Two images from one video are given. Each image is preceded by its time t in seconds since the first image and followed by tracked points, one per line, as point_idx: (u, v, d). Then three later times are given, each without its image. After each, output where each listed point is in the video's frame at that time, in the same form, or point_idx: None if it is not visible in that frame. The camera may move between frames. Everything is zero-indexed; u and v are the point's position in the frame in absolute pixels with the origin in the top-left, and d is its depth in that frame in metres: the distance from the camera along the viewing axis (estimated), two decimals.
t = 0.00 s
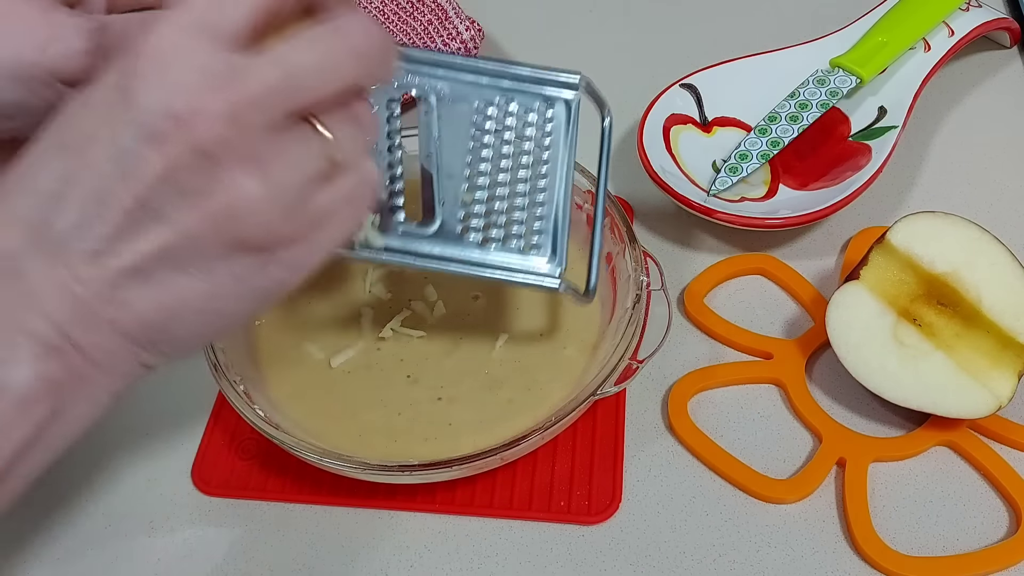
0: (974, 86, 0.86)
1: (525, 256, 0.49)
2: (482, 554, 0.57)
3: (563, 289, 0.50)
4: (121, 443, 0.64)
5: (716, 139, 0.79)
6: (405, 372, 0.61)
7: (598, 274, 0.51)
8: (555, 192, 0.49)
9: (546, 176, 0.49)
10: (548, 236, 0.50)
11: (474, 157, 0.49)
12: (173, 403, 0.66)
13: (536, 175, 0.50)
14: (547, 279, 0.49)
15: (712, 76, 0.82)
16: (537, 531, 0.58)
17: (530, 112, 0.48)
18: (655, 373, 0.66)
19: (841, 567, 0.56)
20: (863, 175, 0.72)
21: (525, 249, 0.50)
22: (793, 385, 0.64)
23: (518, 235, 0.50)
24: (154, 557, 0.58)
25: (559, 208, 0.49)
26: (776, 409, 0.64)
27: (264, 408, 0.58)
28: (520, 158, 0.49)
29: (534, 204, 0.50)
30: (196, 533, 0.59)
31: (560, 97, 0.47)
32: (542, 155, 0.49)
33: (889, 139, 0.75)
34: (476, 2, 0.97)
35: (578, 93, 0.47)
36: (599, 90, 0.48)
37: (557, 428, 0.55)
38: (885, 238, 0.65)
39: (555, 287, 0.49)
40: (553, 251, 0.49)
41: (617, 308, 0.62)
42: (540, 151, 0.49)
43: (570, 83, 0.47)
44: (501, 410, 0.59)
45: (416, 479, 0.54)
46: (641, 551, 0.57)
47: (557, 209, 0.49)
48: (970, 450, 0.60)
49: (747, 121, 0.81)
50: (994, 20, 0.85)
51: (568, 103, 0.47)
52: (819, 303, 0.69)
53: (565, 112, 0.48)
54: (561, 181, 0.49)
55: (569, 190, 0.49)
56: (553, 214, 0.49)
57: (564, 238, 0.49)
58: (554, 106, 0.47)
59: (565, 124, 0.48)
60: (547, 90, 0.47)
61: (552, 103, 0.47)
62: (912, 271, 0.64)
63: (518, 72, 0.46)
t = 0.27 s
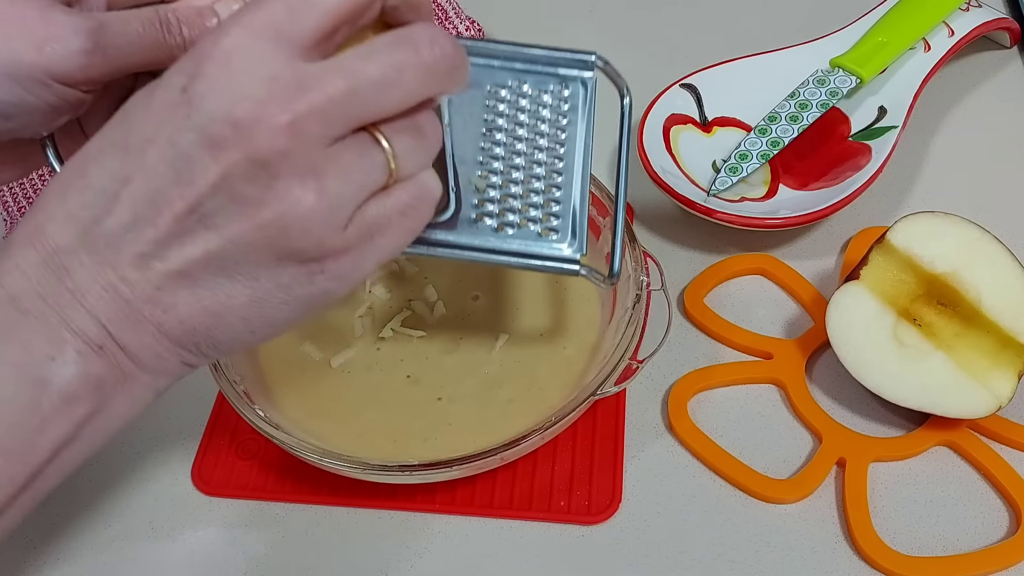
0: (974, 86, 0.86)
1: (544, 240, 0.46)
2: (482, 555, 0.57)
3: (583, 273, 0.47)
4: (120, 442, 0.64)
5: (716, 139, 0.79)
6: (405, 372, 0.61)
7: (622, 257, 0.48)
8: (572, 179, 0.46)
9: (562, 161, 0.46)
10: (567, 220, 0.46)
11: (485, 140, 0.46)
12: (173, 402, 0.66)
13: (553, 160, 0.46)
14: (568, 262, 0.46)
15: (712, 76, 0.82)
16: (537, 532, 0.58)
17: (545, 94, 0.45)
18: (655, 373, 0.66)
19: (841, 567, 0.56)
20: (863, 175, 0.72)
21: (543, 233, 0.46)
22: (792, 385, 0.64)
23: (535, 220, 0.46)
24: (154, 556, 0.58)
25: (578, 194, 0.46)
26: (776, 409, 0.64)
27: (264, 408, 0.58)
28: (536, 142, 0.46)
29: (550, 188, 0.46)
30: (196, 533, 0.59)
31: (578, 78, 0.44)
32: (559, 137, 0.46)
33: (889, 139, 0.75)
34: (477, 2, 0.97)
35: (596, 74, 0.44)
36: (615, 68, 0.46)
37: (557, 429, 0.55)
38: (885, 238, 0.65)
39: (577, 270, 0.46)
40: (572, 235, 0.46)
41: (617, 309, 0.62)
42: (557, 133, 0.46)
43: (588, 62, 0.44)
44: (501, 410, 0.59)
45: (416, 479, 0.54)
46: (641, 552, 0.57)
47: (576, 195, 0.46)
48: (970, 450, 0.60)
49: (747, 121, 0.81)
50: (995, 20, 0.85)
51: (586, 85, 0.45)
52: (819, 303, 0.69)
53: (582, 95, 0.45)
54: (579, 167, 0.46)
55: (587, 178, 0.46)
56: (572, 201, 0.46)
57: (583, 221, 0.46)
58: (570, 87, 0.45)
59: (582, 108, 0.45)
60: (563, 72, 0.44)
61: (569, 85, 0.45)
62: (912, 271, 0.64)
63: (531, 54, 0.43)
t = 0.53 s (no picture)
0: (974, 86, 0.86)
1: (526, 245, 0.44)
2: (482, 554, 0.57)
3: (566, 279, 0.44)
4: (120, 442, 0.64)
5: (716, 140, 0.79)
6: (405, 372, 0.61)
7: (606, 263, 0.46)
8: (556, 185, 0.46)
9: (545, 163, 0.47)
10: (551, 226, 0.45)
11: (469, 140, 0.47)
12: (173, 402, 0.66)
13: (536, 164, 0.47)
14: (551, 268, 0.44)
15: (712, 76, 0.82)
16: (537, 531, 0.58)
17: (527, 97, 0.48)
18: (655, 373, 0.66)
19: (841, 567, 0.56)
20: (863, 175, 0.72)
21: (525, 238, 0.45)
22: (793, 385, 0.64)
23: (518, 225, 0.45)
24: (155, 556, 0.58)
25: (562, 199, 0.46)
26: (776, 409, 0.64)
27: (264, 408, 0.58)
28: (518, 146, 0.47)
29: (534, 192, 0.46)
30: (197, 532, 0.59)
31: (560, 82, 0.48)
32: (542, 139, 0.47)
33: (889, 139, 0.75)
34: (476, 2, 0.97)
35: (576, 77, 0.48)
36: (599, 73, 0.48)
37: (557, 429, 0.55)
38: (885, 238, 0.65)
39: (559, 275, 0.43)
40: (556, 239, 0.44)
41: (617, 309, 0.62)
42: (539, 136, 0.47)
43: (568, 65, 0.48)
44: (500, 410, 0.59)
45: (416, 479, 0.54)
46: (641, 552, 0.57)
47: (560, 201, 0.46)
48: (970, 450, 0.60)
49: (747, 121, 0.81)
50: (995, 20, 0.85)
51: (567, 88, 0.48)
52: (819, 303, 0.69)
53: (563, 98, 0.48)
54: (562, 171, 0.47)
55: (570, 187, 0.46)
56: (556, 206, 0.46)
57: (568, 228, 0.45)
58: (551, 90, 0.48)
59: (563, 108, 0.48)
60: (544, 75, 0.48)
61: (550, 88, 0.48)
62: (912, 271, 0.64)
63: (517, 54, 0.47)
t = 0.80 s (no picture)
0: (974, 86, 0.86)
1: (520, 261, 0.46)
2: (482, 554, 0.57)
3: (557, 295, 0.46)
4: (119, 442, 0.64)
5: (716, 140, 0.79)
6: (405, 372, 0.61)
7: (595, 278, 0.47)
8: (550, 200, 0.48)
9: (541, 179, 0.48)
10: (544, 241, 0.47)
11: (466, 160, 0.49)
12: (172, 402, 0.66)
13: (532, 182, 0.48)
14: (545, 284, 0.45)
15: (712, 76, 0.82)
16: (537, 531, 0.58)
17: (526, 115, 0.48)
18: (655, 373, 0.66)
19: (842, 568, 0.56)
20: (863, 175, 0.72)
21: (520, 254, 0.47)
22: (793, 385, 0.64)
23: (512, 241, 0.47)
24: (155, 557, 0.58)
25: (554, 216, 0.47)
26: (776, 409, 0.64)
27: (263, 408, 0.58)
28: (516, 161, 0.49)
29: (529, 209, 0.48)
30: (196, 533, 0.59)
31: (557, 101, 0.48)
32: (538, 169, 0.48)
33: (889, 139, 0.75)
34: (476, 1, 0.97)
35: (574, 97, 0.48)
36: (596, 94, 0.48)
37: (557, 429, 0.55)
38: (885, 238, 0.65)
39: (553, 291, 0.45)
40: (548, 255, 0.46)
41: (617, 309, 0.62)
42: (535, 167, 0.48)
43: (568, 85, 0.47)
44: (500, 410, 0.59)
45: (416, 479, 0.54)
46: (641, 552, 0.57)
47: (553, 216, 0.47)
48: (970, 450, 0.60)
49: (747, 121, 0.81)
50: (994, 20, 0.85)
51: (564, 109, 0.48)
52: (819, 303, 0.69)
53: (560, 122, 0.48)
54: (556, 189, 0.48)
55: (564, 200, 0.48)
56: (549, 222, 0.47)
57: (562, 242, 0.46)
58: (549, 109, 0.48)
59: (560, 136, 0.48)
60: (543, 94, 0.48)
61: (549, 108, 0.48)
62: (912, 271, 0.64)
63: (510, 74, 0.47)
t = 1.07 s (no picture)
0: (974, 87, 0.87)
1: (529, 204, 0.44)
2: (482, 555, 0.57)
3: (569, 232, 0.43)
4: (118, 442, 0.64)
5: (716, 140, 0.80)
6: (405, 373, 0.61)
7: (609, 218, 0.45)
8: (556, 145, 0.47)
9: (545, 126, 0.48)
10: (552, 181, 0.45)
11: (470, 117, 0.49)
12: (172, 402, 0.66)
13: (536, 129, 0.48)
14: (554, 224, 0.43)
15: (712, 77, 0.82)
16: (537, 532, 0.58)
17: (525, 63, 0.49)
18: (655, 373, 0.66)
19: (841, 568, 0.56)
20: (863, 175, 0.72)
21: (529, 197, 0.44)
22: (793, 385, 0.64)
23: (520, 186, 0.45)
24: (155, 557, 0.58)
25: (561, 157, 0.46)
26: (776, 409, 0.64)
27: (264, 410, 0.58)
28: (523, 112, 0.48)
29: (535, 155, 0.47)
30: (197, 533, 0.59)
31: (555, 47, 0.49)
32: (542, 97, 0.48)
33: (889, 139, 0.75)
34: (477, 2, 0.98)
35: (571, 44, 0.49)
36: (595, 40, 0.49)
37: (557, 429, 0.55)
38: (885, 238, 0.65)
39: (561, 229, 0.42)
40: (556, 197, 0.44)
41: (617, 309, 0.63)
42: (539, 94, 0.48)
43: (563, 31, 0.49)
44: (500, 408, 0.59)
45: (416, 480, 0.54)
46: (642, 552, 0.57)
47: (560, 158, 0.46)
48: (971, 450, 0.60)
49: (747, 121, 0.81)
50: (994, 21, 0.85)
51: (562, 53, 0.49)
52: (819, 303, 0.69)
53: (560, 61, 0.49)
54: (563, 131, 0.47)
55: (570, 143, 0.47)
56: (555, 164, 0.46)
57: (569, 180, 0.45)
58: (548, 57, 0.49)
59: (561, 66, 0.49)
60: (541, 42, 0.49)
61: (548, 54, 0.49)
62: (912, 271, 0.64)
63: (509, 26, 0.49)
